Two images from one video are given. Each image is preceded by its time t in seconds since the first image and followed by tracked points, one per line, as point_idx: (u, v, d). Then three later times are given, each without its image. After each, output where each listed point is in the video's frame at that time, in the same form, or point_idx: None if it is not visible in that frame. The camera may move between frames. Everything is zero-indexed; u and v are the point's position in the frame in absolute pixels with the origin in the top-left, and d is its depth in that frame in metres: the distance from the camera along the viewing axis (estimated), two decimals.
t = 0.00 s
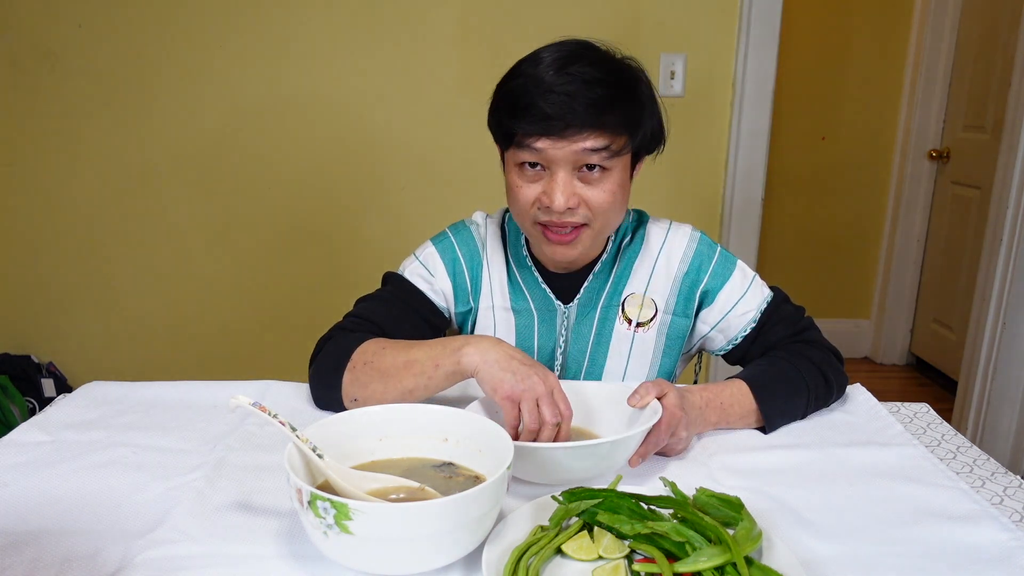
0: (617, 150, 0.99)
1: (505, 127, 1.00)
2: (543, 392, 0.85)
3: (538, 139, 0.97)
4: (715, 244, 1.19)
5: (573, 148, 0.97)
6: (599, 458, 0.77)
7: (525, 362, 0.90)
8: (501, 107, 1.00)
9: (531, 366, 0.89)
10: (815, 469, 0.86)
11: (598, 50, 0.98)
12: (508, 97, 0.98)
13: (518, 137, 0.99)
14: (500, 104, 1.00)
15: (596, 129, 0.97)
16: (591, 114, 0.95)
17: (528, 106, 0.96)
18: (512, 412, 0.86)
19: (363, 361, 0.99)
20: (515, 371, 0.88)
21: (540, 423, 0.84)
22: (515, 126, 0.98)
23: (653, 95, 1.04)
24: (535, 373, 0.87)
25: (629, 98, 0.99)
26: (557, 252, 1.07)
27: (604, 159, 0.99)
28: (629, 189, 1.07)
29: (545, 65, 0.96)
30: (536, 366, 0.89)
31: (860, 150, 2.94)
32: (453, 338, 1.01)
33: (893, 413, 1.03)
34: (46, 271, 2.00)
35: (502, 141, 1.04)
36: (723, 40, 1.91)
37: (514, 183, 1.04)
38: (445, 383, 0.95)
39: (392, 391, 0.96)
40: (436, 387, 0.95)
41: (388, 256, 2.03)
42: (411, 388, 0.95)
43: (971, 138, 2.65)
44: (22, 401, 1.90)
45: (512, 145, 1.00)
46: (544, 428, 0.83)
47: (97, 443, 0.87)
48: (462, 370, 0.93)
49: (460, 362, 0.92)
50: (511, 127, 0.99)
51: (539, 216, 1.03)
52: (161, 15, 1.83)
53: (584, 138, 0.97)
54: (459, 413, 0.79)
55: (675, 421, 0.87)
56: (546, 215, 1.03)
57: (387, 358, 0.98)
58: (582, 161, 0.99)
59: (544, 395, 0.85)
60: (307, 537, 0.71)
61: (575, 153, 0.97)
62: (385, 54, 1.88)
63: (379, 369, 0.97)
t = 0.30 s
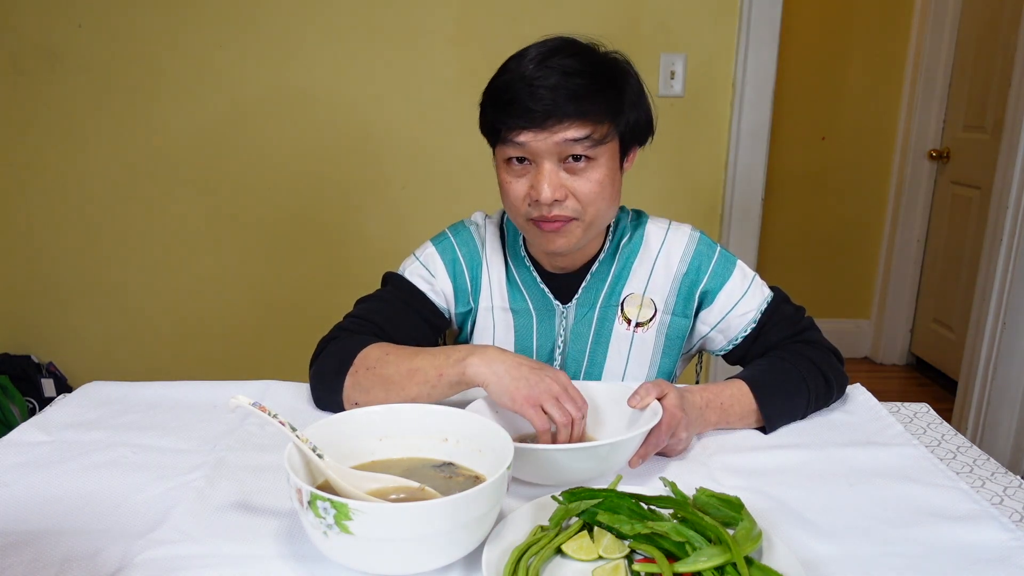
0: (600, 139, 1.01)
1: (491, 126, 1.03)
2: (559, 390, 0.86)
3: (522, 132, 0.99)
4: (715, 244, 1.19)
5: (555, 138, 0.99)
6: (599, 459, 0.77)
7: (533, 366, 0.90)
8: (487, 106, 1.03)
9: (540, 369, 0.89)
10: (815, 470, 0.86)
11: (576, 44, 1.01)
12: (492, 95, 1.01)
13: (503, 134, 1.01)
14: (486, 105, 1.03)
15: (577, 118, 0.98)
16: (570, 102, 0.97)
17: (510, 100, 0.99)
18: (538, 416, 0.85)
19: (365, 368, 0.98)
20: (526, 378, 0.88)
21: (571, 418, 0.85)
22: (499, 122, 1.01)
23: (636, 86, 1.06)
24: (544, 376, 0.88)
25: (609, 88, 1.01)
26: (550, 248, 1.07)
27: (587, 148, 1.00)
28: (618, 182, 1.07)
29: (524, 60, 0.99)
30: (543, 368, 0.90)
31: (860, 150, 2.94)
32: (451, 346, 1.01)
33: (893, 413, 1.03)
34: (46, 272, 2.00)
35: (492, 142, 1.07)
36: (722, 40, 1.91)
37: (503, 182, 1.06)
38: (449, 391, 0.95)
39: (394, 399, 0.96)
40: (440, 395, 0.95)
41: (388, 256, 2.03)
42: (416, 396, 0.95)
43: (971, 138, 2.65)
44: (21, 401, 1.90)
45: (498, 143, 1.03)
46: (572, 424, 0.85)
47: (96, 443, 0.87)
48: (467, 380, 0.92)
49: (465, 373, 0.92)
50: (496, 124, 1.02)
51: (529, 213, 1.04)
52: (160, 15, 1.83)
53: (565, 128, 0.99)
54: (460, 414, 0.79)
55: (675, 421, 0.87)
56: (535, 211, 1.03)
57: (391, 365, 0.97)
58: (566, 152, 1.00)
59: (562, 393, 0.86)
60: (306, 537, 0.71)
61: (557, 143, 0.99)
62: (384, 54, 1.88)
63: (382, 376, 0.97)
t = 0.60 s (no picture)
0: (593, 120, 1.02)
1: (488, 114, 1.05)
2: (526, 391, 0.85)
3: (515, 114, 1.01)
4: (715, 244, 1.19)
5: (547, 119, 1.00)
6: (599, 459, 0.77)
7: (509, 361, 0.89)
8: (483, 97, 1.06)
9: (515, 365, 0.89)
10: (816, 469, 0.86)
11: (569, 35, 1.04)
12: (488, 86, 1.04)
13: (499, 121, 1.03)
14: (484, 98, 1.06)
15: (568, 99, 1.00)
16: (562, 82, 0.99)
17: (503, 84, 1.01)
18: (496, 410, 0.86)
19: (355, 359, 0.99)
20: (497, 369, 0.88)
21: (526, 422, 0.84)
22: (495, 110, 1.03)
23: (631, 75, 1.07)
24: (518, 372, 0.87)
25: (602, 72, 1.03)
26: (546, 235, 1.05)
27: (580, 128, 1.01)
28: (614, 169, 1.07)
29: (518, 50, 1.02)
30: (520, 365, 0.89)
31: (860, 149, 2.94)
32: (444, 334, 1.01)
33: (893, 413, 1.03)
34: (46, 272, 2.00)
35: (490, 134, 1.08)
36: (722, 40, 1.91)
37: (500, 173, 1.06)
38: (433, 383, 0.94)
39: (379, 390, 0.96)
40: (424, 387, 0.94)
41: (388, 256, 2.03)
42: (400, 386, 0.95)
43: (971, 138, 2.65)
44: (22, 401, 1.90)
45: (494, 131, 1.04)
46: (529, 429, 0.84)
47: (97, 443, 0.87)
48: (446, 370, 0.92)
49: (443, 362, 0.92)
50: (492, 111, 1.04)
51: (524, 198, 1.03)
52: (160, 15, 1.83)
53: (557, 108, 1.00)
54: (459, 413, 0.79)
55: (675, 422, 0.87)
56: (530, 195, 1.03)
57: (378, 355, 0.98)
58: (558, 133, 1.01)
59: (527, 395, 0.85)
60: (307, 537, 0.71)
61: (549, 124, 1.00)
62: (384, 54, 1.88)
63: (368, 366, 0.97)
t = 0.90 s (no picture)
0: (598, 139, 1.00)
1: (490, 127, 1.02)
2: (539, 394, 0.86)
3: (520, 134, 0.98)
4: (714, 243, 1.19)
5: (554, 140, 0.98)
6: (600, 460, 0.77)
7: (523, 362, 0.90)
8: (485, 108, 1.02)
9: (529, 367, 0.89)
10: (815, 470, 0.87)
11: (574, 43, 1.00)
12: (491, 96, 1.01)
13: (503, 135, 1.00)
14: (486, 105, 1.02)
15: (574, 119, 0.98)
16: (568, 104, 0.97)
17: (508, 103, 0.98)
18: (510, 414, 0.86)
19: (362, 359, 0.99)
20: (512, 371, 0.88)
21: (538, 425, 0.84)
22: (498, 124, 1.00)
23: (633, 82, 1.05)
24: (532, 375, 0.88)
25: (606, 86, 1.00)
26: (552, 245, 1.07)
27: (586, 149, 0.99)
28: (617, 177, 1.07)
29: (522, 61, 0.98)
30: (533, 366, 0.89)
31: (860, 149, 2.94)
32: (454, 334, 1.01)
33: (893, 413, 1.03)
34: (46, 272, 2.00)
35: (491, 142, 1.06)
36: (722, 40, 1.91)
37: (504, 182, 1.05)
38: (444, 381, 0.95)
39: (390, 388, 0.96)
40: (435, 385, 0.95)
41: (388, 256, 2.03)
42: (410, 385, 0.95)
43: (971, 138, 2.65)
44: (22, 401, 1.90)
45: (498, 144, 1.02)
46: (541, 429, 0.84)
47: (97, 443, 0.87)
48: (460, 369, 0.92)
49: (457, 361, 0.92)
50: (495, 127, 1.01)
51: (530, 211, 1.04)
52: (160, 15, 1.83)
53: (563, 129, 0.98)
54: (460, 413, 0.79)
55: (675, 423, 0.87)
56: (535, 210, 1.03)
57: (387, 354, 0.98)
58: (564, 153, 1.00)
59: (542, 397, 0.85)
60: (307, 537, 0.71)
61: (555, 145, 0.98)
62: (384, 54, 1.88)
63: (378, 365, 0.97)
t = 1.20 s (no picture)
0: (611, 154, 1.00)
1: (499, 139, 1.00)
2: (523, 405, 0.86)
3: (533, 151, 0.97)
4: (715, 242, 1.19)
5: (568, 158, 0.97)
6: (601, 460, 0.77)
7: (508, 371, 0.90)
8: (494, 119, 1.00)
9: (514, 377, 0.89)
10: (816, 470, 0.87)
11: (587, 56, 0.97)
12: (502, 108, 0.98)
13: (513, 149, 0.99)
14: (495, 116, 1.00)
15: (589, 137, 0.96)
16: (583, 123, 0.95)
17: (521, 121, 0.96)
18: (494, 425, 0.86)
19: (355, 362, 0.99)
20: (496, 381, 0.88)
21: (521, 437, 0.84)
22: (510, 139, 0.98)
23: (642, 91, 1.03)
24: (516, 385, 0.88)
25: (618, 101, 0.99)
26: (561, 252, 1.08)
27: (600, 165, 0.99)
28: (625, 187, 1.07)
29: (535, 75, 0.96)
30: (519, 375, 0.89)
31: (860, 149, 2.94)
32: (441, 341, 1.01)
33: (892, 413, 1.03)
34: (46, 272, 2.00)
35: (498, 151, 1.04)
36: (722, 40, 1.91)
37: (513, 191, 1.05)
38: (431, 390, 0.94)
39: (377, 395, 0.95)
40: (421, 394, 0.94)
41: (387, 256, 2.03)
42: (398, 393, 0.95)
43: (972, 138, 2.65)
44: (22, 401, 1.91)
45: (508, 156, 1.00)
46: (525, 442, 0.84)
47: (97, 443, 0.87)
48: (445, 378, 0.92)
49: (442, 370, 0.92)
50: (505, 140, 0.99)
51: (540, 221, 1.04)
52: (160, 14, 1.83)
53: (577, 147, 0.97)
54: (459, 414, 0.79)
55: (675, 423, 0.87)
56: (546, 221, 1.03)
57: (378, 359, 0.98)
58: (577, 169, 0.99)
59: (524, 409, 0.86)
60: (307, 537, 0.71)
61: (569, 162, 0.98)
62: (384, 54, 1.88)
63: (368, 370, 0.97)
